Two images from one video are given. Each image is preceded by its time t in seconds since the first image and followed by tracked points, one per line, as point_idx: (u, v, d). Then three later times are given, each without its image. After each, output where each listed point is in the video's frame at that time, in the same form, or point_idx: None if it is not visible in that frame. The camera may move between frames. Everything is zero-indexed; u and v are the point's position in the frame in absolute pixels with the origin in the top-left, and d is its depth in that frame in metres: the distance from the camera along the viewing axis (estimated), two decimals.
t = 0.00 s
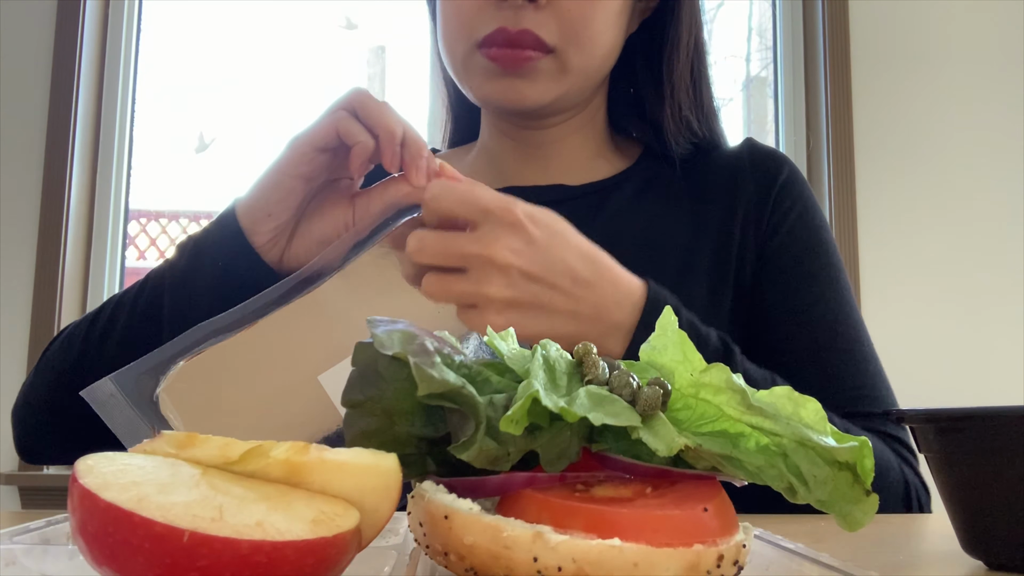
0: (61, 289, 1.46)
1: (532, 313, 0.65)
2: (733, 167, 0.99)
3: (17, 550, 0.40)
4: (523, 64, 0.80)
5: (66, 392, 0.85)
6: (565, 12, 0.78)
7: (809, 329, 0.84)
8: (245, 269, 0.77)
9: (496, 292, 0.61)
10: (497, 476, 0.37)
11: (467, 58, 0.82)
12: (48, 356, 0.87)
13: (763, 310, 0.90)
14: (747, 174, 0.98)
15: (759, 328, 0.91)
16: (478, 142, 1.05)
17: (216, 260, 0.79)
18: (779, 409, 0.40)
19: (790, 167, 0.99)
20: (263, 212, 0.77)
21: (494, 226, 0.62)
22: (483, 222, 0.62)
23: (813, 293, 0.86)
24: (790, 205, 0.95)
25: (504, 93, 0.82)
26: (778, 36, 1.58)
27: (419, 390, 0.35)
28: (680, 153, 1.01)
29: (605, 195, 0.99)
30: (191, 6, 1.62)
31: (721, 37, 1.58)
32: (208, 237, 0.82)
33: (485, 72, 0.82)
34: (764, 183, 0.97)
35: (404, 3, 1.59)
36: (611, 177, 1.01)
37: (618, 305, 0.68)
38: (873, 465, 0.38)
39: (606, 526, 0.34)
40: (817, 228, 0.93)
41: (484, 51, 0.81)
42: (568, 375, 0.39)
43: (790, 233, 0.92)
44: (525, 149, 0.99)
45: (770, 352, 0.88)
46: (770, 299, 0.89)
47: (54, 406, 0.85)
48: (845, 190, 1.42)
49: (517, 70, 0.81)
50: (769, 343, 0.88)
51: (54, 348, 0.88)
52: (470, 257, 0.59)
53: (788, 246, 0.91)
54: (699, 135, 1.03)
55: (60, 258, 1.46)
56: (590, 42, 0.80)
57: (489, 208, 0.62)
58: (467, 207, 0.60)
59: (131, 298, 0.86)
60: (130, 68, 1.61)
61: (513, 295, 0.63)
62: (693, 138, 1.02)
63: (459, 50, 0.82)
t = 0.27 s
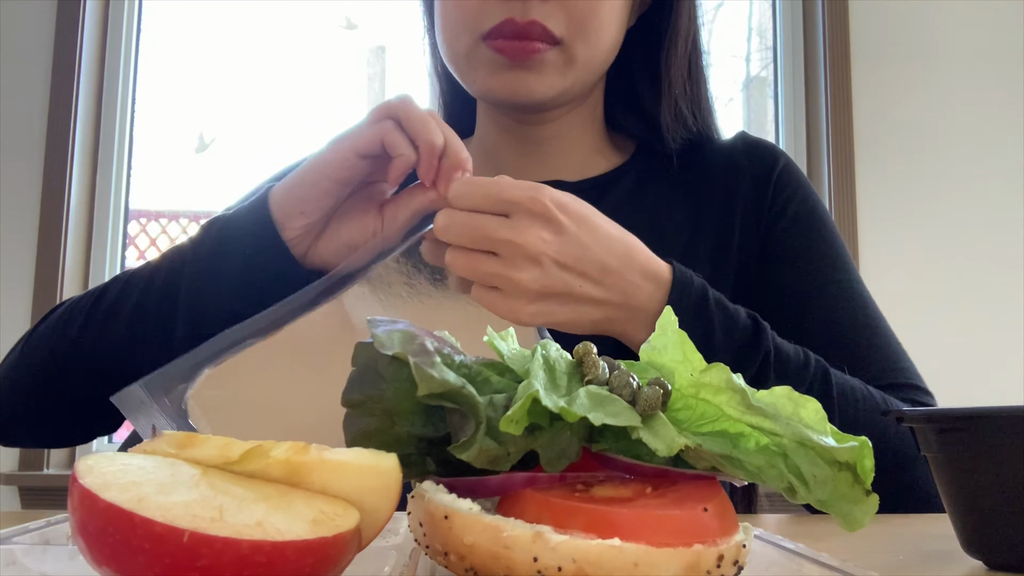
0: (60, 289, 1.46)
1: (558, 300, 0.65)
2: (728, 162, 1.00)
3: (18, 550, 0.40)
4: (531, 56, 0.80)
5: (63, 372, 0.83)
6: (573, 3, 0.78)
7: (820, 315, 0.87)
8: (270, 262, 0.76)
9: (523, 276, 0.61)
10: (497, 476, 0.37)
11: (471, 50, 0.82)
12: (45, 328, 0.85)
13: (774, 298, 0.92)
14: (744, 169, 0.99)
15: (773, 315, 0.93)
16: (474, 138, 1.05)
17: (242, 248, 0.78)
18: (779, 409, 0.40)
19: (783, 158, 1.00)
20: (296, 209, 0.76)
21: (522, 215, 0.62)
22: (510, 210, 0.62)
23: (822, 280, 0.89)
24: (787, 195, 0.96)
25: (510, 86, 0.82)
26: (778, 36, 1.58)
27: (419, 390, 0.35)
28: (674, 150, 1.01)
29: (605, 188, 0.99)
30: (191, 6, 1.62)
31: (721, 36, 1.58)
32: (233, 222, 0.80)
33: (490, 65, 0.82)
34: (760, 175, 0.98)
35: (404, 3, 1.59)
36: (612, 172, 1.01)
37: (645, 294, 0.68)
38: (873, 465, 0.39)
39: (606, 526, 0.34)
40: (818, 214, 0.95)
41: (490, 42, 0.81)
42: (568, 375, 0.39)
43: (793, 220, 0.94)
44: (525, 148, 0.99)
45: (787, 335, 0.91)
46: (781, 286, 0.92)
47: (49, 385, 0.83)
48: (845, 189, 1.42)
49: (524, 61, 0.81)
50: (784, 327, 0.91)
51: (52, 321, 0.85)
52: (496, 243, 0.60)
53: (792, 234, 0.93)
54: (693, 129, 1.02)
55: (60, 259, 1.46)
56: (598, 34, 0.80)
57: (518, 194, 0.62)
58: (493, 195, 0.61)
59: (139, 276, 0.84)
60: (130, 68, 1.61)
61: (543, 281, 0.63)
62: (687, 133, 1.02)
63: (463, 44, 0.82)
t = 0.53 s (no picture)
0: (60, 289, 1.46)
1: (565, 294, 0.65)
2: (727, 162, 1.00)
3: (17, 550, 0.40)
4: (536, 55, 0.80)
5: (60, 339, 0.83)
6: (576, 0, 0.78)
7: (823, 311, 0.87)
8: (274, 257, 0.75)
9: (534, 268, 0.61)
10: (497, 476, 0.37)
11: (473, 50, 0.82)
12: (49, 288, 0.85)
13: (775, 295, 0.93)
14: (744, 167, 0.99)
15: (774, 312, 0.93)
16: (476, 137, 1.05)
17: (252, 239, 0.76)
18: (780, 408, 0.40)
19: (783, 156, 1.00)
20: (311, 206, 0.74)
21: (539, 206, 0.62)
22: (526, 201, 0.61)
23: (824, 275, 0.89)
24: (787, 191, 0.96)
25: (513, 87, 0.82)
26: (778, 36, 1.58)
27: (419, 390, 0.35)
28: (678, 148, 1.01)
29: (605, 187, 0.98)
30: (192, 6, 1.62)
31: (721, 37, 1.58)
32: (244, 209, 0.79)
33: (493, 65, 0.82)
34: (760, 173, 0.98)
35: (404, 3, 1.59)
36: (613, 170, 1.00)
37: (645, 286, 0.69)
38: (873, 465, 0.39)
39: (606, 526, 0.34)
40: (818, 210, 0.95)
41: (492, 42, 0.81)
42: (568, 375, 0.39)
43: (795, 216, 0.94)
44: (526, 148, 0.99)
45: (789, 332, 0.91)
46: (783, 282, 0.92)
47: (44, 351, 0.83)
48: (845, 189, 1.42)
49: (528, 61, 0.81)
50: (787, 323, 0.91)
51: (57, 283, 0.85)
52: (511, 233, 0.60)
53: (792, 231, 0.93)
54: (695, 127, 1.02)
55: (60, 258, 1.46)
56: (600, 32, 0.80)
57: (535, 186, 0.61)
58: (509, 185, 0.61)
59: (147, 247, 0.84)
60: (130, 68, 1.61)
61: (554, 274, 0.63)
62: (690, 131, 1.02)
63: (464, 46, 0.82)
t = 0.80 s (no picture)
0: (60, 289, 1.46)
1: (586, 294, 0.63)
2: (733, 162, 1.00)
3: (18, 550, 0.40)
4: (536, 52, 0.80)
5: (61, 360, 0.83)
6: None
7: (829, 315, 0.87)
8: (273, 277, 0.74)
9: (557, 270, 0.59)
10: (497, 476, 0.37)
11: (472, 48, 0.82)
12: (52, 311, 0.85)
13: (780, 298, 0.93)
14: (749, 169, 0.99)
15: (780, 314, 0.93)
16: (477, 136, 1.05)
17: (240, 268, 0.75)
18: (780, 409, 0.40)
19: (790, 160, 1.00)
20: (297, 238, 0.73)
21: (565, 207, 0.59)
22: (555, 201, 0.58)
23: (830, 279, 0.89)
24: (794, 196, 0.96)
25: (514, 85, 0.82)
26: (778, 36, 1.58)
27: (419, 390, 0.35)
28: (682, 147, 1.01)
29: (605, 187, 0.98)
30: (192, 6, 1.63)
31: (721, 37, 1.59)
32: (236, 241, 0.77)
33: (493, 64, 0.82)
34: (766, 177, 0.98)
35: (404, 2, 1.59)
36: (613, 170, 1.00)
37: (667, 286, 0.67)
38: (873, 465, 0.39)
39: (606, 526, 0.34)
40: (824, 216, 0.95)
41: (493, 39, 0.81)
42: (568, 375, 0.39)
43: (801, 222, 0.94)
44: (526, 147, 0.99)
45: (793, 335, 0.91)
46: (789, 286, 0.92)
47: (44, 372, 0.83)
48: (845, 189, 1.42)
49: (529, 58, 0.81)
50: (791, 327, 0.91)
51: (58, 308, 0.85)
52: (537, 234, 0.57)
53: (797, 235, 0.93)
54: (701, 128, 1.03)
55: (60, 259, 1.47)
56: (600, 31, 0.80)
57: (564, 186, 0.58)
58: (538, 184, 0.57)
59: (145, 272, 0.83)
60: (130, 68, 1.61)
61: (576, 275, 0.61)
62: (695, 129, 1.02)
63: (464, 42, 0.82)
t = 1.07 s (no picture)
0: (60, 289, 1.46)
1: (630, 292, 0.63)
2: (732, 162, 1.00)
3: (17, 550, 0.40)
4: (532, 57, 0.80)
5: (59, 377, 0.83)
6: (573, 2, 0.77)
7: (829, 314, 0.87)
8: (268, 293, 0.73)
9: (601, 266, 0.59)
10: (497, 476, 0.37)
11: (469, 51, 0.82)
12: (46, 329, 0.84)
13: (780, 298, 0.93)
14: (748, 170, 0.99)
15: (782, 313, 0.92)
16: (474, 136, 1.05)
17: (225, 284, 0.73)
18: (780, 409, 0.40)
19: (790, 161, 1.01)
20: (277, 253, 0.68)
21: (613, 200, 0.58)
22: (602, 193, 0.58)
23: (831, 278, 0.89)
24: (795, 196, 0.96)
25: (510, 87, 0.82)
26: (778, 36, 1.58)
27: (419, 390, 0.35)
28: (678, 148, 1.01)
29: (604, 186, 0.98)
30: (192, 7, 1.63)
31: (721, 37, 1.59)
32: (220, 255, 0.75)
33: (489, 66, 0.82)
34: (766, 178, 0.98)
35: (403, 2, 1.59)
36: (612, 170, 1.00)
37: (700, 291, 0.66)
38: (873, 465, 0.39)
39: (606, 526, 0.34)
40: (825, 216, 0.95)
41: (489, 43, 0.81)
42: (568, 375, 0.39)
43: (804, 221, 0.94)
44: (526, 147, 0.99)
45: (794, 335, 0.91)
46: (790, 286, 0.92)
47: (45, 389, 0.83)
48: (846, 189, 1.42)
49: (524, 63, 0.81)
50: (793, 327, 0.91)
51: (52, 324, 0.84)
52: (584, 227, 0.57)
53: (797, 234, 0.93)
54: (695, 130, 1.03)
55: (61, 259, 1.46)
56: (597, 33, 0.80)
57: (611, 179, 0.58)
58: (586, 176, 0.57)
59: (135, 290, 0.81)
60: (130, 68, 1.61)
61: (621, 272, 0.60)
62: (691, 130, 1.03)
63: (460, 44, 0.82)
